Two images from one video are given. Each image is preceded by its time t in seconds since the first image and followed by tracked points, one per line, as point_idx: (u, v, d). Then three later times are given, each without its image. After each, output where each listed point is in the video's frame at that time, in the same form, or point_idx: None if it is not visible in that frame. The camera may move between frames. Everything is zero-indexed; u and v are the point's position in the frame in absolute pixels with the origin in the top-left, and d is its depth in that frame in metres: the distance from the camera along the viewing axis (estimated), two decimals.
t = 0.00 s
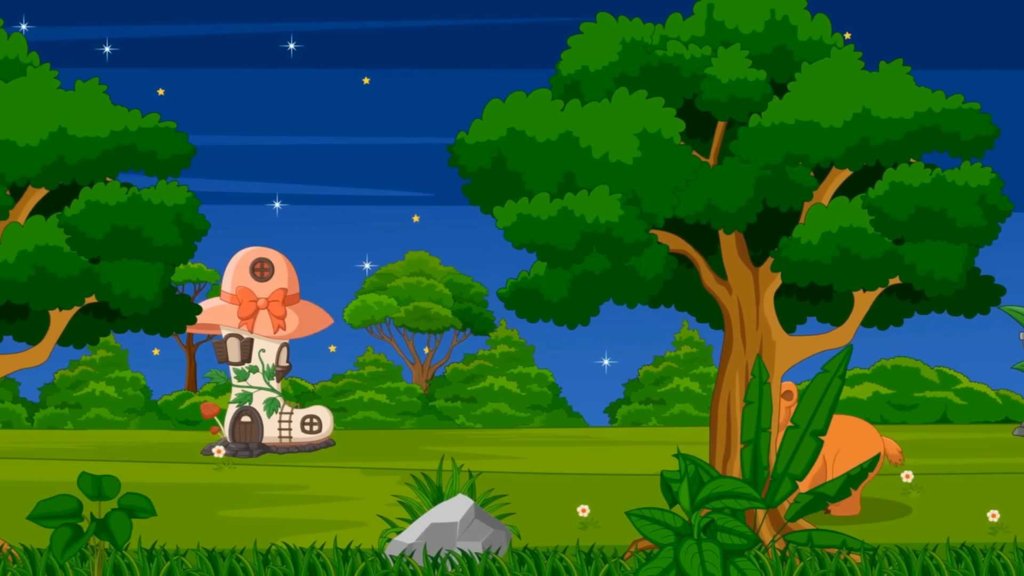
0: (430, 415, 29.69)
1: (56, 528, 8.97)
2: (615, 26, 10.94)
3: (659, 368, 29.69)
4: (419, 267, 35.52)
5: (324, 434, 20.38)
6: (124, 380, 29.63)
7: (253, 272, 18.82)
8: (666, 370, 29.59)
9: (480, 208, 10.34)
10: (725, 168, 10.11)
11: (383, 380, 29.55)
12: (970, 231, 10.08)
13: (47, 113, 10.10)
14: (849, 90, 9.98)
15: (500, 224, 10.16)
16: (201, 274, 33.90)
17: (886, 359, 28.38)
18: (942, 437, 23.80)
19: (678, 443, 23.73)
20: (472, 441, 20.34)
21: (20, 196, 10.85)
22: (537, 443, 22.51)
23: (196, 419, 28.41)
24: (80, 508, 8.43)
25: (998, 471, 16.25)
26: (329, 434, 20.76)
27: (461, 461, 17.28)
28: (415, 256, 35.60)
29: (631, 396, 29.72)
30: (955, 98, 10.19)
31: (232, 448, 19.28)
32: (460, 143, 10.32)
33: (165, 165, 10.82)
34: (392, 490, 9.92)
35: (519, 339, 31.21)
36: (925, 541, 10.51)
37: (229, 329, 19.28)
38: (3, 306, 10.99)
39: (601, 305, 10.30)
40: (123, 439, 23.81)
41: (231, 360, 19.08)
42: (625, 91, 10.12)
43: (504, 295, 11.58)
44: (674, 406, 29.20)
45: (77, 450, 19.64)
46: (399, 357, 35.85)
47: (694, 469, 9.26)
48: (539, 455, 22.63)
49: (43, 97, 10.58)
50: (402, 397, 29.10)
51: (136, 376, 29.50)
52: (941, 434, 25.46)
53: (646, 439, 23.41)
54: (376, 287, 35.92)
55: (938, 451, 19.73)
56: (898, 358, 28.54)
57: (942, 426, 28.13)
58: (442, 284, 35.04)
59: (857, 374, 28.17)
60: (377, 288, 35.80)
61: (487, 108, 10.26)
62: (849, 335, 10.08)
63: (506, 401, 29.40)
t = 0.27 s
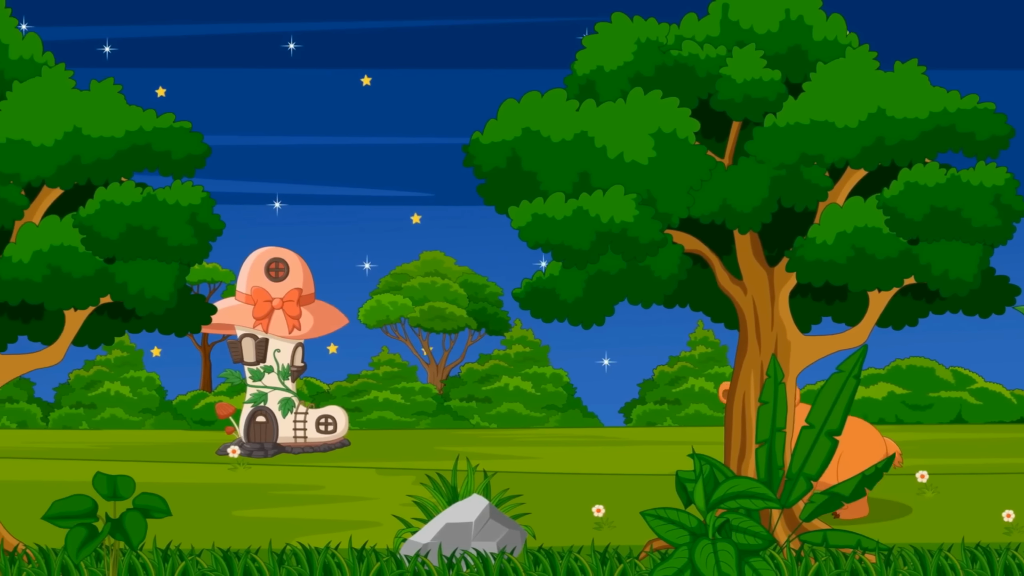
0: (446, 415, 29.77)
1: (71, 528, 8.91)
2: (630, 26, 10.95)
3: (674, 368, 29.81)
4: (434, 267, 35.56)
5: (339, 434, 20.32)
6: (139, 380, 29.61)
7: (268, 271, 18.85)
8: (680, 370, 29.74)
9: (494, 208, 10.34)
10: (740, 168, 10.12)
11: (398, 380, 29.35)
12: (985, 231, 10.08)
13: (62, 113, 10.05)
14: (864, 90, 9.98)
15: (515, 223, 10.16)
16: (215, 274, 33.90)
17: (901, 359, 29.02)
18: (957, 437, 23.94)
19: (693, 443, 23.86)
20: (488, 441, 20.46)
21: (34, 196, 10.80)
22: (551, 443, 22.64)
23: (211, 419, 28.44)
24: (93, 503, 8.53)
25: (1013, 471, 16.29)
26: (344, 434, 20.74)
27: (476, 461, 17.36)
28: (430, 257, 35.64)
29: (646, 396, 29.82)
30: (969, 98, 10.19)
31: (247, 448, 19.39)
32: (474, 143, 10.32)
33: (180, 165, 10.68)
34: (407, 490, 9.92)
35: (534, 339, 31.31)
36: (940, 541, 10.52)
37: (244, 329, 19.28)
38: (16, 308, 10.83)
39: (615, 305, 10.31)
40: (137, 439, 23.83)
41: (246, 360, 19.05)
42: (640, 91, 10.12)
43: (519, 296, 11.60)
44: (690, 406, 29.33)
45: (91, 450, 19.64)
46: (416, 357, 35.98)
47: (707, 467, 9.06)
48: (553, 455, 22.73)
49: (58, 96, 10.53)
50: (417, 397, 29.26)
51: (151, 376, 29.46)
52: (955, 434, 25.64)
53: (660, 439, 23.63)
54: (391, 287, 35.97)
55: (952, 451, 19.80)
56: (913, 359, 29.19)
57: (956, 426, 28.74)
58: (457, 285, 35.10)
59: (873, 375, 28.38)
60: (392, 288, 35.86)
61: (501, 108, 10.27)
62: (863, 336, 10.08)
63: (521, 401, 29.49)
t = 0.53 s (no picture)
0: (460, 414, 29.82)
1: (86, 528, 8.89)
2: (645, 26, 10.96)
3: (689, 368, 29.70)
4: (449, 267, 35.51)
5: (353, 435, 20.10)
6: (154, 380, 29.58)
7: (283, 271, 18.80)
8: (695, 371, 29.58)
9: (509, 209, 10.35)
10: (755, 168, 10.12)
11: (413, 380, 29.40)
12: (1000, 231, 10.08)
13: (77, 112, 10.06)
14: (879, 90, 9.98)
15: (530, 224, 10.16)
16: (231, 274, 33.91)
17: (916, 359, 29.09)
18: (973, 437, 24.01)
19: (707, 443, 23.92)
20: (502, 441, 20.55)
21: (50, 196, 10.84)
22: (566, 444, 22.70)
23: (226, 419, 28.46)
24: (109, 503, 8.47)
25: None
26: (359, 434, 20.64)
27: (490, 460, 17.42)
28: (445, 256, 35.58)
29: (661, 396, 29.87)
30: (984, 98, 10.19)
31: (262, 448, 19.41)
32: (489, 144, 10.32)
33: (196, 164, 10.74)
34: (422, 489, 9.93)
35: (550, 339, 31.33)
36: (954, 541, 10.52)
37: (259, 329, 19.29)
38: (32, 307, 10.92)
39: (630, 305, 10.31)
40: (154, 439, 23.87)
41: (261, 360, 19.06)
42: (655, 91, 10.13)
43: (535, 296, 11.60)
44: (704, 406, 29.38)
45: (106, 450, 19.61)
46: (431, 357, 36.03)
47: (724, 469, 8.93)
48: (568, 455, 22.80)
49: (73, 96, 10.54)
50: (432, 397, 29.27)
51: (166, 376, 29.44)
52: (970, 434, 25.70)
53: (675, 439, 23.74)
54: (405, 287, 35.97)
55: (966, 451, 19.85)
56: (928, 359, 29.25)
57: (971, 426, 28.74)
58: (471, 284, 35.12)
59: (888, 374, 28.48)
60: (407, 288, 35.87)
61: (516, 108, 10.28)
62: (879, 336, 10.08)
63: (536, 401, 29.58)
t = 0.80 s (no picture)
0: (478, 414, 29.90)
1: (103, 528, 8.79)
2: (663, 26, 10.98)
3: (707, 368, 29.90)
4: (467, 267, 35.49)
5: (371, 435, 20.13)
6: (171, 380, 29.54)
7: (301, 271, 18.94)
8: (713, 371, 29.83)
9: (527, 209, 10.36)
10: (773, 168, 10.12)
11: (430, 380, 29.39)
12: (1018, 231, 10.08)
13: (94, 112, 10.06)
14: (896, 90, 9.97)
15: (547, 224, 10.17)
16: (248, 274, 33.89)
17: (933, 359, 29.17)
18: (991, 437, 24.09)
19: (724, 443, 23.99)
20: (519, 441, 20.64)
21: (68, 196, 10.87)
22: (584, 444, 22.78)
23: (244, 419, 28.49)
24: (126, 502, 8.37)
25: None
26: (377, 434, 20.57)
27: (508, 460, 17.49)
28: (462, 257, 35.62)
29: (678, 396, 29.93)
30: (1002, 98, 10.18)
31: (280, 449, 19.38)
32: (506, 144, 10.32)
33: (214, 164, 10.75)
34: (440, 489, 9.93)
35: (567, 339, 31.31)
36: (972, 542, 10.51)
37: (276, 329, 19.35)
38: (50, 307, 11.03)
39: (647, 305, 10.32)
40: (171, 439, 23.91)
41: (278, 360, 19.09)
42: (673, 91, 10.14)
43: (552, 297, 11.61)
44: (722, 406, 29.43)
45: (123, 450, 19.64)
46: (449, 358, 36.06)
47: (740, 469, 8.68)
48: (586, 455, 22.87)
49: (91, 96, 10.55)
50: (450, 397, 29.26)
51: (183, 376, 29.40)
52: (987, 434, 25.77)
53: (692, 440, 23.82)
54: (423, 287, 36.03)
55: (984, 451, 19.91)
56: (946, 359, 29.32)
57: (989, 426, 28.75)
58: (489, 284, 35.15)
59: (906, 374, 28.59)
60: (424, 288, 35.92)
61: (533, 108, 10.29)
62: (897, 336, 10.08)
63: (553, 401, 29.60)
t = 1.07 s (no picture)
0: (493, 414, 29.97)
1: (119, 528, 8.64)
2: (678, 26, 11.02)
3: (722, 367, 30.01)
4: (482, 267, 35.67)
5: (386, 434, 20.28)
6: (186, 380, 29.53)
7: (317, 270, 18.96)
8: (729, 370, 30.02)
9: (542, 208, 10.36)
10: (788, 168, 10.12)
11: (445, 380, 29.42)
12: None
13: (110, 112, 10.07)
14: (912, 90, 9.97)
15: (562, 223, 10.16)
16: (263, 274, 33.93)
17: (948, 359, 29.24)
18: (1007, 437, 24.18)
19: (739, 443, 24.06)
20: (534, 441, 20.75)
21: (83, 196, 10.91)
22: (599, 443, 22.85)
23: (259, 419, 28.53)
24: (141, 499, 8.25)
25: None
26: (392, 434, 20.69)
27: (523, 460, 17.55)
28: (478, 257, 35.74)
29: (693, 396, 29.98)
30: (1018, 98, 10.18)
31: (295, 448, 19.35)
32: (521, 144, 10.32)
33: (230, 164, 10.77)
34: (456, 489, 9.93)
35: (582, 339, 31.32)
36: (987, 542, 10.50)
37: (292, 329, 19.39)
38: (65, 307, 11.24)
39: (662, 306, 10.31)
40: (186, 439, 23.95)
41: (294, 360, 19.14)
42: (688, 90, 10.15)
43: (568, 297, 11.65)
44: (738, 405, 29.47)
45: (138, 450, 19.66)
46: (463, 357, 36.25)
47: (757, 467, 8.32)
48: (601, 455, 22.94)
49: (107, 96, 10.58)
50: (465, 397, 29.29)
51: (198, 376, 29.37)
52: (1002, 434, 25.83)
53: (707, 439, 23.92)
54: (438, 287, 36.11)
55: (1000, 451, 19.97)
56: (961, 359, 29.37)
57: (1004, 426, 28.77)
58: (505, 284, 35.19)
59: (921, 373, 28.69)
60: (440, 287, 35.98)
61: (548, 108, 10.30)
62: (913, 335, 10.08)
63: (568, 401, 29.68)
